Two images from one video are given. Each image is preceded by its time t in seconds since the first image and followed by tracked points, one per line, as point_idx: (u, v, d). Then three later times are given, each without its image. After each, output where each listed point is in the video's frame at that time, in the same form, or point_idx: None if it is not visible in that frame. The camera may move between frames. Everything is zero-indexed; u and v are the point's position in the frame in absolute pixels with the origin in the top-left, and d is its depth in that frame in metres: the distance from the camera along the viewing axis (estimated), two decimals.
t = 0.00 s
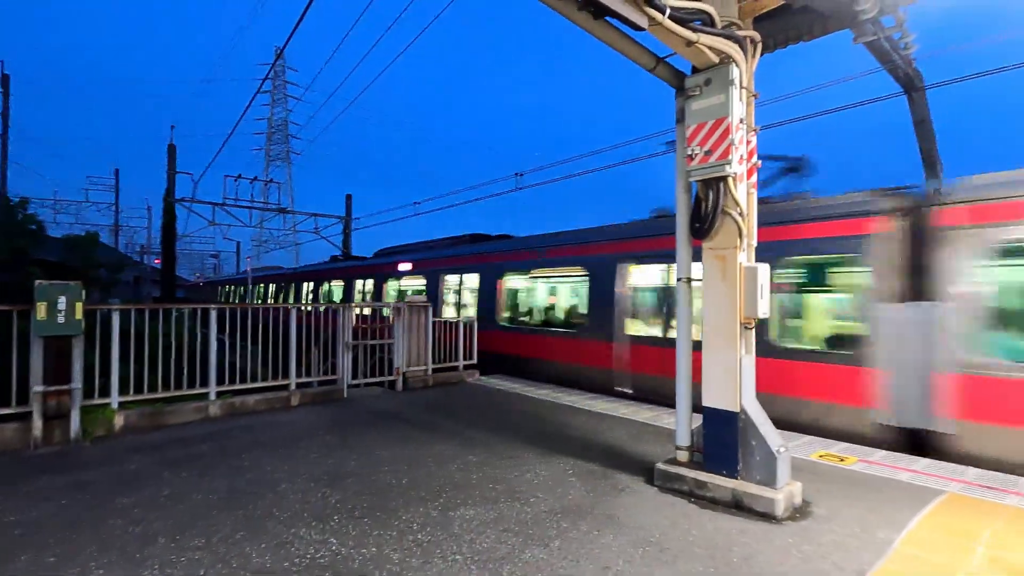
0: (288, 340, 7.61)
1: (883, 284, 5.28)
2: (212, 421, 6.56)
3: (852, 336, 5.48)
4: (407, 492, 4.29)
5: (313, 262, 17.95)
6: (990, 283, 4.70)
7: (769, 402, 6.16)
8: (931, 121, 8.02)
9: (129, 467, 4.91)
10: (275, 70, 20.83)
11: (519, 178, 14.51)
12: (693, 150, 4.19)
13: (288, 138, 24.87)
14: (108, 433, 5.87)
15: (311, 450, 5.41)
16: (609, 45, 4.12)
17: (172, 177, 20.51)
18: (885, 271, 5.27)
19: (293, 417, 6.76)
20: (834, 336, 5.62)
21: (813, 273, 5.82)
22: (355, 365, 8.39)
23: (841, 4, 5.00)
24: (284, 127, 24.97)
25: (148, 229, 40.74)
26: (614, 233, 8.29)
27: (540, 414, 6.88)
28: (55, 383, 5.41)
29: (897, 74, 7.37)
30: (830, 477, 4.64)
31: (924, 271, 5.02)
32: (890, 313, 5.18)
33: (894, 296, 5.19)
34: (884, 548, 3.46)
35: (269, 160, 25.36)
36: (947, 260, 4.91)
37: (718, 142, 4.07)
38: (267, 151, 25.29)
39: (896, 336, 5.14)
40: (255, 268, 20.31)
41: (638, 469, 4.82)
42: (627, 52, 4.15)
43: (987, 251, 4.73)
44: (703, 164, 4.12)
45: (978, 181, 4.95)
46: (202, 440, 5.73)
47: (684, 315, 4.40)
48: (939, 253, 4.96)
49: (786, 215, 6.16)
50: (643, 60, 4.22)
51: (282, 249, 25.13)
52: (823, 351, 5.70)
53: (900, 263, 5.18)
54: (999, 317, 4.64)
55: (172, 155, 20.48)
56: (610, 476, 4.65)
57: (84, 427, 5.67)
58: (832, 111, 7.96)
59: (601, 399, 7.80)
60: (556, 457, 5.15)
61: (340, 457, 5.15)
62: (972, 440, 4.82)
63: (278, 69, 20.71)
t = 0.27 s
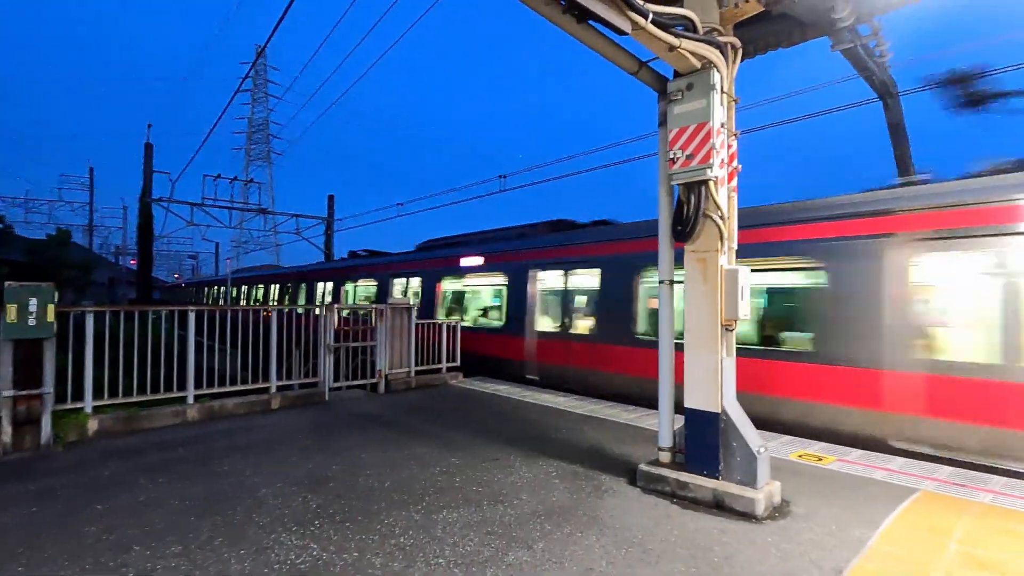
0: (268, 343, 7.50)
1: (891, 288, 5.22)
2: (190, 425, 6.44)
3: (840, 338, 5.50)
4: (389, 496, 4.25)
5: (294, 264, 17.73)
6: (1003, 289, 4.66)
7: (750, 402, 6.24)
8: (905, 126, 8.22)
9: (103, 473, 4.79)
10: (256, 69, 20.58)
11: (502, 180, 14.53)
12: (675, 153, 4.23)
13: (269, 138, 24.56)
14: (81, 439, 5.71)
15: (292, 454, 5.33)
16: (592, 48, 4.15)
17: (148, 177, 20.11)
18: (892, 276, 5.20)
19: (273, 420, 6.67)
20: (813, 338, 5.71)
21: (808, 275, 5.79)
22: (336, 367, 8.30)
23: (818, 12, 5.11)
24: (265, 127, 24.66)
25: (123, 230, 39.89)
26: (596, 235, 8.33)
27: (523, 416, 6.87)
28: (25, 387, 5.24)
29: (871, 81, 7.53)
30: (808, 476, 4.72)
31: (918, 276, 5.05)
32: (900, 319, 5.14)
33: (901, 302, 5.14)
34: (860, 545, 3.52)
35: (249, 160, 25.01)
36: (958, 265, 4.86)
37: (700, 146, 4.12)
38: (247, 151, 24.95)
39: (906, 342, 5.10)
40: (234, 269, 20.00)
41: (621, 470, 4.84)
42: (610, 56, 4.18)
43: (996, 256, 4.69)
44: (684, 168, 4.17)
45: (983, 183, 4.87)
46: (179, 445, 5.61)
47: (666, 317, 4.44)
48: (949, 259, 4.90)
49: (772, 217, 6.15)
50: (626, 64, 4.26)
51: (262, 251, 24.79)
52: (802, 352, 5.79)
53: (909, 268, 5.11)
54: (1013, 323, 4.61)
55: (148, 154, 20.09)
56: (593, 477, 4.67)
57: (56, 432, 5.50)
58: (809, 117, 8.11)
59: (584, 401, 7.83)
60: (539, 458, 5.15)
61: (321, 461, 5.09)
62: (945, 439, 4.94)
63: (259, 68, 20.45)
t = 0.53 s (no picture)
0: (253, 344, 7.40)
1: (895, 289, 5.22)
2: (173, 428, 6.33)
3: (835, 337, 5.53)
4: (378, 498, 4.22)
5: (279, 265, 17.55)
6: (999, 288, 4.66)
7: (736, 403, 6.29)
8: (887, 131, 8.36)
9: (83, 477, 4.69)
10: (241, 68, 20.36)
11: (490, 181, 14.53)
12: (664, 155, 4.25)
13: (254, 138, 24.31)
14: (60, 442, 5.59)
15: (278, 457, 5.27)
16: (582, 50, 4.16)
17: (130, 176, 19.79)
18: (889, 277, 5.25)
19: (259, 423, 6.58)
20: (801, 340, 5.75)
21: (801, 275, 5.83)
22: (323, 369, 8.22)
23: (803, 17, 5.18)
24: (250, 126, 24.39)
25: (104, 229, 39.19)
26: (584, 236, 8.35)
27: (512, 417, 6.86)
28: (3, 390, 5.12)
29: (855, 85, 7.64)
30: (794, 476, 4.77)
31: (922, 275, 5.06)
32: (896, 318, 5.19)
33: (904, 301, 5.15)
34: (846, 544, 3.56)
35: (234, 159, 24.72)
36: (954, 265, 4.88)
37: (688, 148, 4.15)
38: (232, 150, 24.67)
39: (904, 340, 5.14)
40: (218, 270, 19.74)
41: (610, 471, 4.85)
42: (600, 58, 4.20)
43: (991, 256, 4.73)
44: (673, 170, 4.19)
45: (978, 184, 4.93)
46: (162, 448, 5.52)
47: (655, 319, 4.46)
48: (947, 258, 4.93)
49: (764, 218, 6.19)
50: (615, 66, 4.28)
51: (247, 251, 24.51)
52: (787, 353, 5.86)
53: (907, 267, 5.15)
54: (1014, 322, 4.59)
55: (130, 153, 19.76)
56: (583, 478, 4.67)
57: (35, 436, 5.38)
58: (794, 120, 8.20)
59: (573, 402, 7.83)
60: (529, 460, 5.14)
61: (308, 464, 5.04)
62: (927, 438, 5.02)
63: (244, 67, 20.23)
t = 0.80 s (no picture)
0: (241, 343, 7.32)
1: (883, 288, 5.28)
2: (159, 428, 6.25)
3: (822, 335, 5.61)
4: (368, 498, 4.19)
5: (266, 262, 17.36)
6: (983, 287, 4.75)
7: (725, 400, 6.34)
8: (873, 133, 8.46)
9: (67, 479, 4.61)
10: (227, 63, 20.12)
11: (479, 179, 14.52)
12: (655, 154, 4.27)
13: (240, 134, 24.04)
14: (43, 443, 5.49)
15: (266, 457, 5.21)
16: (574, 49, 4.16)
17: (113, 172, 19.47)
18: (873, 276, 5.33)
19: (246, 422, 6.52)
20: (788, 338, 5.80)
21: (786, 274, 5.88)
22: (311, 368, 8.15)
23: (791, 18, 5.22)
24: (236, 122, 24.11)
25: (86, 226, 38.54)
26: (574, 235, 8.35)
27: (501, 416, 6.85)
28: None
29: (841, 86, 7.72)
30: (782, 473, 4.82)
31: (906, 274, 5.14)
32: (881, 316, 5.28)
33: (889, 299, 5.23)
34: (834, 540, 3.60)
35: (219, 156, 24.42)
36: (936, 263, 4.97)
37: (679, 147, 4.17)
38: (218, 147, 24.37)
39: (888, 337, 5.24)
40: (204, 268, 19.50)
41: (601, 469, 4.86)
42: (592, 57, 4.20)
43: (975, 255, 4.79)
44: (664, 169, 4.21)
45: (957, 180, 4.96)
46: (147, 449, 5.44)
47: (645, 317, 4.48)
48: (928, 256, 5.00)
49: (752, 216, 6.23)
50: (607, 65, 4.28)
51: (233, 249, 24.25)
52: (775, 351, 5.91)
53: (890, 266, 5.23)
54: (993, 320, 4.73)
55: (113, 148, 19.43)
56: (573, 477, 4.68)
57: (16, 437, 5.26)
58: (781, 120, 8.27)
59: (562, 400, 7.84)
60: (519, 458, 5.14)
61: (297, 464, 5.00)
62: (911, 435, 5.09)
63: (230, 63, 20.00)
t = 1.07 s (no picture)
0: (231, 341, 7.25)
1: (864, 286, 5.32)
2: (148, 427, 6.18)
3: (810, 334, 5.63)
4: (361, 497, 4.17)
5: (256, 260, 17.23)
6: (967, 286, 4.79)
7: (717, 398, 6.37)
8: (863, 133, 8.53)
9: (53, 480, 4.54)
10: (216, 59, 19.92)
11: (472, 177, 14.48)
12: (649, 152, 4.26)
13: (230, 130, 23.81)
14: (30, 443, 5.40)
15: (257, 457, 5.17)
16: (568, 47, 4.15)
17: (101, 168, 19.23)
18: (859, 276, 5.35)
19: (237, 421, 6.46)
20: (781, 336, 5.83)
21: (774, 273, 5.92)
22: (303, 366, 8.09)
23: (784, 17, 5.24)
24: (226, 118, 23.88)
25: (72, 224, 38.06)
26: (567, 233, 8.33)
27: (494, 414, 6.84)
28: None
29: (833, 86, 7.76)
30: (774, 470, 4.84)
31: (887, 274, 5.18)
32: (866, 316, 5.28)
33: (872, 298, 5.25)
34: (825, 537, 3.63)
35: (209, 153, 24.19)
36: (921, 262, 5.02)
37: (673, 145, 4.17)
38: (207, 144, 24.14)
39: (872, 337, 5.25)
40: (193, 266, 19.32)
41: (594, 467, 4.87)
42: (586, 54, 4.19)
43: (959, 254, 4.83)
44: (658, 167, 4.21)
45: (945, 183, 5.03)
46: (136, 449, 5.37)
47: (639, 315, 4.48)
48: (915, 255, 5.05)
49: (741, 216, 6.24)
50: (601, 62, 4.27)
51: (223, 246, 24.04)
52: (767, 349, 5.94)
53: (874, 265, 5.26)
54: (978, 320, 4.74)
55: (101, 144, 19.18)
56: (567, 475, 4.68)
57: (4, 438, 5.17)
58: (773, 119, 8.30)
59: (555, 398, 7.84)
60: (513, 457, 5.13)
61: (289, 463, 4.96)
62: (901, 432, 5.14)
63: (220, 58, 19.79)
